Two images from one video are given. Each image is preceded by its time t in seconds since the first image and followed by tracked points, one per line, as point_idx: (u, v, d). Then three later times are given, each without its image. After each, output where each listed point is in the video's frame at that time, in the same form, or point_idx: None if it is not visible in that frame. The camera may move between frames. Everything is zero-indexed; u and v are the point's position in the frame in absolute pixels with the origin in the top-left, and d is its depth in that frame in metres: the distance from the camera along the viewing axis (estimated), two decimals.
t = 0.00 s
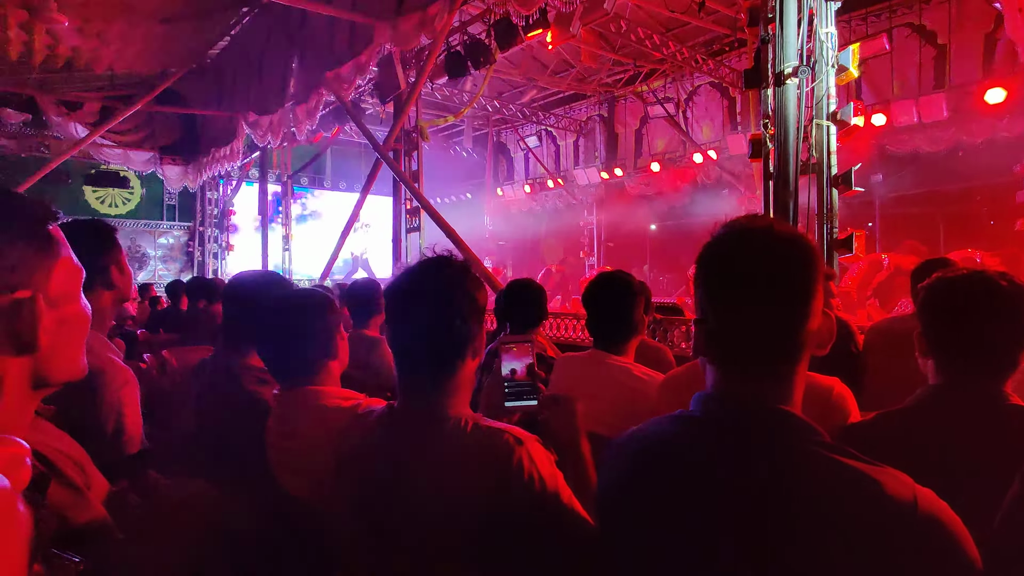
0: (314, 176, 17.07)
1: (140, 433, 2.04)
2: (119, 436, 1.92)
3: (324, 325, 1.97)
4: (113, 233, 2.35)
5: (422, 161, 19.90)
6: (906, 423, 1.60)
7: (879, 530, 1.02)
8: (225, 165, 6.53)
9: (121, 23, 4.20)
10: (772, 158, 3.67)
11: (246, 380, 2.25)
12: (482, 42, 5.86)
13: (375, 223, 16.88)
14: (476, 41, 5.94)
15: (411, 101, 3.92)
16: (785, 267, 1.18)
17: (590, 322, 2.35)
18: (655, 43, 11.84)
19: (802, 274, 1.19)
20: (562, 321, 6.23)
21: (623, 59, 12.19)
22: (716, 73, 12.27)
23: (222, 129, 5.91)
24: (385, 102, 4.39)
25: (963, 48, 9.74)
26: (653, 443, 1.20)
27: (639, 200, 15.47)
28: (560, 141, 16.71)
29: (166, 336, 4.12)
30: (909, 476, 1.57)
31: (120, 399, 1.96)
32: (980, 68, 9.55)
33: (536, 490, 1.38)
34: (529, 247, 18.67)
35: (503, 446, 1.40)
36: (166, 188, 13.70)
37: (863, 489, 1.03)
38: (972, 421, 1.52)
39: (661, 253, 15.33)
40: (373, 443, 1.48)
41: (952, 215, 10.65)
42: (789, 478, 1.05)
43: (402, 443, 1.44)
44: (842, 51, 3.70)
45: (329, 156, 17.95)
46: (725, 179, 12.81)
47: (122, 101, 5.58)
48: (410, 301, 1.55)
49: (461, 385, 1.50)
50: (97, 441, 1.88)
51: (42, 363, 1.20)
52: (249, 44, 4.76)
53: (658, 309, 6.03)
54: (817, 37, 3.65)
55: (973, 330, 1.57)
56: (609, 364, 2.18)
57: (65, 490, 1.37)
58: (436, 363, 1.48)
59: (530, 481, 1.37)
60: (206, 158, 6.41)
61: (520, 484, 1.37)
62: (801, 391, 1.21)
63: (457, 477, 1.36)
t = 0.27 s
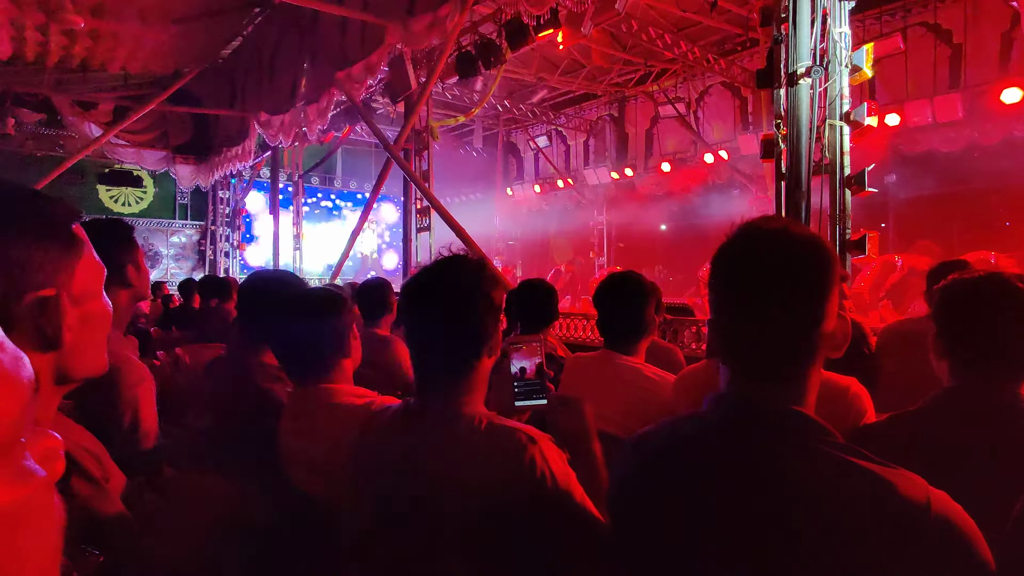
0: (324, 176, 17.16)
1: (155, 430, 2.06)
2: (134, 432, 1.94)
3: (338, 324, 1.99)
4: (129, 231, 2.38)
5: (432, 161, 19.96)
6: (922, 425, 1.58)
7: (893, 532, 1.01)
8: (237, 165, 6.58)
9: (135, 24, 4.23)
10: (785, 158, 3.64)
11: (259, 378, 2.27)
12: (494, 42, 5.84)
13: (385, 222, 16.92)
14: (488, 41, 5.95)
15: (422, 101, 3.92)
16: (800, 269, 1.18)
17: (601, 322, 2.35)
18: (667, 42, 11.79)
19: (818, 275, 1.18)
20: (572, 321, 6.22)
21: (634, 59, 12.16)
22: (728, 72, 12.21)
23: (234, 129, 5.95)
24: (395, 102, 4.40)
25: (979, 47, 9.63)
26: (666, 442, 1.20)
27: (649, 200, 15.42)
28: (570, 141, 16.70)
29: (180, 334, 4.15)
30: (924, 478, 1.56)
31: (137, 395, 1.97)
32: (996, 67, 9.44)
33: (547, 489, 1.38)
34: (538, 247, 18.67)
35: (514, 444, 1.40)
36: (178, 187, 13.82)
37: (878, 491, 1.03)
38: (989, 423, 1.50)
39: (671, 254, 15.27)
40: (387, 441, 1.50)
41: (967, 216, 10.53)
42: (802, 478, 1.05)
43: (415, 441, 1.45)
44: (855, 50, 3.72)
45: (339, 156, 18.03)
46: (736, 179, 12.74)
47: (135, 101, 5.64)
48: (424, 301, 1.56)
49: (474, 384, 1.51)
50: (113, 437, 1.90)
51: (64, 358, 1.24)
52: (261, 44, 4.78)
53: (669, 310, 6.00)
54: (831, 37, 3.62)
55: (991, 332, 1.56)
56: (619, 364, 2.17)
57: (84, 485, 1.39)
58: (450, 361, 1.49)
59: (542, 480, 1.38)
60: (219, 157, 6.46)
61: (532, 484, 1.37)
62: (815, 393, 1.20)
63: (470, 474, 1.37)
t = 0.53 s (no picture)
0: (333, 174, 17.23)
1: (167, 424, 2.08)
2: (147, 427, 1.97)
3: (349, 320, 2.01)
4: (143, 227, 2.41)
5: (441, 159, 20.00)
6: (935, 426, 1.57)
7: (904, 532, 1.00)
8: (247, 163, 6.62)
9: (147, 23, 4.27)
10: (796, 156, 3.62)
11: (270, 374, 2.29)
12: (503, 40, 5.85)
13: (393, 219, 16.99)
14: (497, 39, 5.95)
15: (432, 99, 3.93)
16: (813, 267, 1.17)
17: (610, 319, 2.36)
18: (676, 40, 11.76)
19: (831, 274, 1.17)
20: (581, 319, 6.22)
21: (644, 56, 12.12)
22: (738, 70, 12.14)
23: (245, 128, 5.99)
24: (405, 100, 4.42)
25: (994, 44, 9.52)
26: (676, 440, 1.20)
27: (658, 198, 15.38)
28: (579, 139, 16.68)
29: (190, 330, 4.18)
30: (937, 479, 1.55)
31: (150, 390, 1.99)
32: (1011, 65, 9.33)
33: (556, 486, 1.38)
34: (547, 245, 18.67)
35: (524, 443, 1.40)
36: (189, 184, 13.93)
37: (889, 491, 1.02)
38: (1004, 424, 1.48)
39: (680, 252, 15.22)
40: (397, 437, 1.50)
41: (980, 215, 10.42)
42: (813, 477, 1.05)
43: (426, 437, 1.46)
44: (868, 48, 3.71)
45: (348, 154, 18.10)
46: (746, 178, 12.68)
47: (147, 100, 5.69)
48: (434, 297, 1.56)
49: (484, 380, 1.52)
50: (126, 431, 1.92)
51: (80, 354, 1.26)
52: (271, 43, 4.80)
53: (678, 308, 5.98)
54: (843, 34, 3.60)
55: (1005, 332, 1.54)
56: (628, 363, 2.17)
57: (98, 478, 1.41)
58: (459, 358, 1.49)
59: (551, 477, 1.38)
60: (229, 155, 6.51)
61: (541, 480, 1.37)
62: (826, 392, 1.19)
63: (479, 472, 1.37)
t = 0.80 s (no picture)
0: (342, 172, 17.30)
1: (179, 419, 2.10)
2: (158, 421, 1.98)
3: (358, 317, 2.02)
4: (154, 223, 2.43)
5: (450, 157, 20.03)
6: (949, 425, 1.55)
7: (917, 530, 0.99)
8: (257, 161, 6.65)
9: (158, 22, 4.30)
10: (808, 153, 3.60)
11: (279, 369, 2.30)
12: (512, 37, 5.85)
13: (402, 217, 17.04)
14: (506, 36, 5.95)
15: (441, 96, 3.92)
16: (825, 263, 1.16)
17: (620, 318, 2.35)
18: (686, 37, 11.69)
19: (843, 270, 1.16)
20: (590, 317, 6.21)
21: (653, 53, 12.07)
22: (749, 67, 12.06)
23: (254, 126, 6.02)
24: (414, 97, 4.42)
25: (1010, 39, 9.39)
26: (685, 436, 1.20)
27: (667, 196, 15.32)
28: (588, 137, 16.65)
29: (201, 326, 4.21)
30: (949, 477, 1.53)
31: (162, 385, 2.01)
32: None
33: (565, 483, 1.37)
34: (556, 243, 18.66)
35: (533, 439, 1.40)
36: (200, 182, 14.03)
37: (901, 489, 1.01)
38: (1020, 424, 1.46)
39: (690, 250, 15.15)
40: (406, 432, 1.51)
41: (995, 213, 10.29)
42: (825, 473, 1.04)
43: (435, 431, 1.46)
44: (881, 44, 3.68)
45: (357, 152, 18.17)
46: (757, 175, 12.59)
47: (158, 98, 5.73)
48: (443, 293, 1.56)
49: (493, 376, 1.52)
50: (138, 426, 1.94)
51: (93, 346, 1.27)
52: (281, 41, 4.81)
53: (687, 306, 5.96)
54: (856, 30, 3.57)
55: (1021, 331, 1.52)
56: (637, 360, 2.16)
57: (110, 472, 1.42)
58: (468, 354, 1.50)
59: (560, 474, 1.37)
60: (239, 153, 6.55)
61: (550, 477, 1.37)
62: (838, 389, 1.18)
63: (488, 467, 1.37)
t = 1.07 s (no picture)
0: (352, 171, 17.38)
1: (192, 415, 2.12)
2: (172, 418, 2.01)
3: (369, 314, 2.03)
4: (167, 221, 2.45)
5: (459, 156, 20.07)
6: (963, 422, 1.54)
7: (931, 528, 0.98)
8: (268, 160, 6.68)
9: (171, 23, 4.34)
10: (819, 151, 3.58)
11: (291, 368, 2.32)
12: (522, 36, 5.85)
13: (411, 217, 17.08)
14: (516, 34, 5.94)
15: (450, 95, 3.92)
16: (838, 259, 1.15)
17: (629, 316, 2.35)
18: (696, 35, 11.65)
19: (855, 266, 1.16)
20: (599, 316, 6.20)
21: (664, 52, 12.05)
22: (760, 65, 11.98)
23: (265, 125, 6.05)
24: (424, 96, 4.42)
25: None
26: (696, 433, 1.20)
27: (677, 195, 15.26)
28: (598, 135, 16.63)
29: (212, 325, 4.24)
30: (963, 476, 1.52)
31: (175, 381, 2.04)
32: None
33: (576, 481, 1.38)
34: (565, 242, 18.65)
35: (543, 437, 1.40)
36: (211, 182, 14.15)
37: (914, 488, 1.00)
38: None
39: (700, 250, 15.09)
40: (418, 429, 1.52)
41: (1012, 212, 10.15)
42: (837, 472, 1.03)
43: (446, 429, 1.47)
44: (894, 40, 3.65)
45: (367, 152, 18.24)
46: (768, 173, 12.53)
47: (170, 98, 5.78)
48: (451, 291, 1.57)
49: (503, 374, 1.52)
50: (152, 422, 1.97)
51: (110, 341, 1.26)
52: (292, 41, 4.83)
53: (697, 306, 5.93)
54: (869, 26, 3.53)
55: None
56: (648, 358, 2.15)
57: (124, 468, 1.43)
58: (479, 352, 1.50)
59: (570, 472, 1.38)
60: (250, 153, 6.60)
61: (561, 475, 1.37)
62: (850, 386, 1.18)
63: (498, 465, 1.38)
